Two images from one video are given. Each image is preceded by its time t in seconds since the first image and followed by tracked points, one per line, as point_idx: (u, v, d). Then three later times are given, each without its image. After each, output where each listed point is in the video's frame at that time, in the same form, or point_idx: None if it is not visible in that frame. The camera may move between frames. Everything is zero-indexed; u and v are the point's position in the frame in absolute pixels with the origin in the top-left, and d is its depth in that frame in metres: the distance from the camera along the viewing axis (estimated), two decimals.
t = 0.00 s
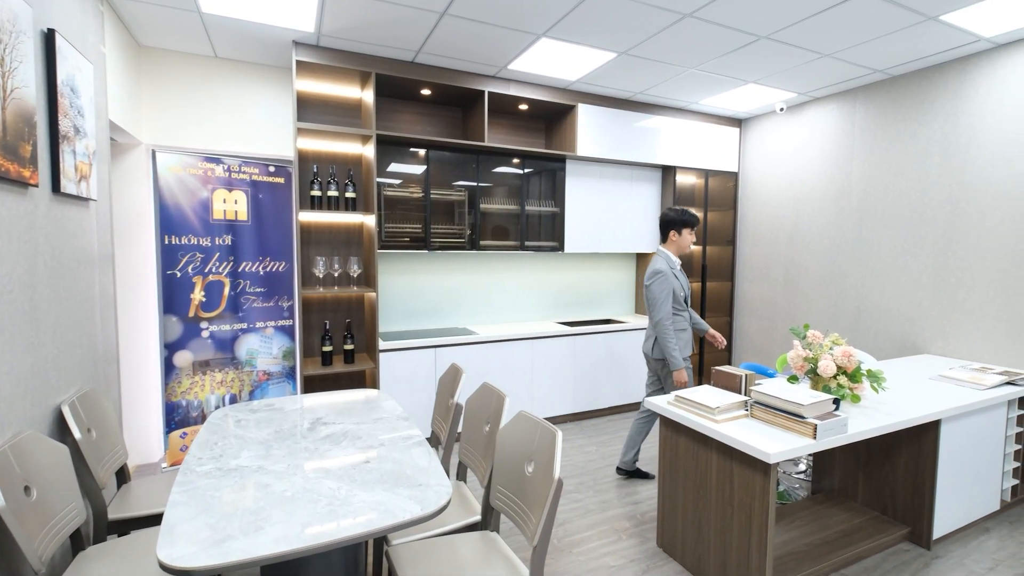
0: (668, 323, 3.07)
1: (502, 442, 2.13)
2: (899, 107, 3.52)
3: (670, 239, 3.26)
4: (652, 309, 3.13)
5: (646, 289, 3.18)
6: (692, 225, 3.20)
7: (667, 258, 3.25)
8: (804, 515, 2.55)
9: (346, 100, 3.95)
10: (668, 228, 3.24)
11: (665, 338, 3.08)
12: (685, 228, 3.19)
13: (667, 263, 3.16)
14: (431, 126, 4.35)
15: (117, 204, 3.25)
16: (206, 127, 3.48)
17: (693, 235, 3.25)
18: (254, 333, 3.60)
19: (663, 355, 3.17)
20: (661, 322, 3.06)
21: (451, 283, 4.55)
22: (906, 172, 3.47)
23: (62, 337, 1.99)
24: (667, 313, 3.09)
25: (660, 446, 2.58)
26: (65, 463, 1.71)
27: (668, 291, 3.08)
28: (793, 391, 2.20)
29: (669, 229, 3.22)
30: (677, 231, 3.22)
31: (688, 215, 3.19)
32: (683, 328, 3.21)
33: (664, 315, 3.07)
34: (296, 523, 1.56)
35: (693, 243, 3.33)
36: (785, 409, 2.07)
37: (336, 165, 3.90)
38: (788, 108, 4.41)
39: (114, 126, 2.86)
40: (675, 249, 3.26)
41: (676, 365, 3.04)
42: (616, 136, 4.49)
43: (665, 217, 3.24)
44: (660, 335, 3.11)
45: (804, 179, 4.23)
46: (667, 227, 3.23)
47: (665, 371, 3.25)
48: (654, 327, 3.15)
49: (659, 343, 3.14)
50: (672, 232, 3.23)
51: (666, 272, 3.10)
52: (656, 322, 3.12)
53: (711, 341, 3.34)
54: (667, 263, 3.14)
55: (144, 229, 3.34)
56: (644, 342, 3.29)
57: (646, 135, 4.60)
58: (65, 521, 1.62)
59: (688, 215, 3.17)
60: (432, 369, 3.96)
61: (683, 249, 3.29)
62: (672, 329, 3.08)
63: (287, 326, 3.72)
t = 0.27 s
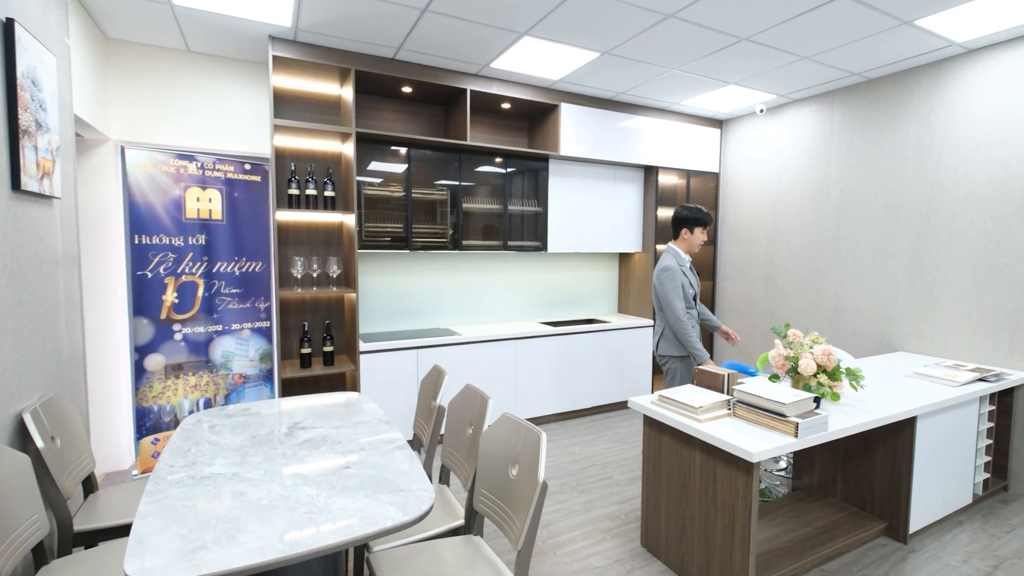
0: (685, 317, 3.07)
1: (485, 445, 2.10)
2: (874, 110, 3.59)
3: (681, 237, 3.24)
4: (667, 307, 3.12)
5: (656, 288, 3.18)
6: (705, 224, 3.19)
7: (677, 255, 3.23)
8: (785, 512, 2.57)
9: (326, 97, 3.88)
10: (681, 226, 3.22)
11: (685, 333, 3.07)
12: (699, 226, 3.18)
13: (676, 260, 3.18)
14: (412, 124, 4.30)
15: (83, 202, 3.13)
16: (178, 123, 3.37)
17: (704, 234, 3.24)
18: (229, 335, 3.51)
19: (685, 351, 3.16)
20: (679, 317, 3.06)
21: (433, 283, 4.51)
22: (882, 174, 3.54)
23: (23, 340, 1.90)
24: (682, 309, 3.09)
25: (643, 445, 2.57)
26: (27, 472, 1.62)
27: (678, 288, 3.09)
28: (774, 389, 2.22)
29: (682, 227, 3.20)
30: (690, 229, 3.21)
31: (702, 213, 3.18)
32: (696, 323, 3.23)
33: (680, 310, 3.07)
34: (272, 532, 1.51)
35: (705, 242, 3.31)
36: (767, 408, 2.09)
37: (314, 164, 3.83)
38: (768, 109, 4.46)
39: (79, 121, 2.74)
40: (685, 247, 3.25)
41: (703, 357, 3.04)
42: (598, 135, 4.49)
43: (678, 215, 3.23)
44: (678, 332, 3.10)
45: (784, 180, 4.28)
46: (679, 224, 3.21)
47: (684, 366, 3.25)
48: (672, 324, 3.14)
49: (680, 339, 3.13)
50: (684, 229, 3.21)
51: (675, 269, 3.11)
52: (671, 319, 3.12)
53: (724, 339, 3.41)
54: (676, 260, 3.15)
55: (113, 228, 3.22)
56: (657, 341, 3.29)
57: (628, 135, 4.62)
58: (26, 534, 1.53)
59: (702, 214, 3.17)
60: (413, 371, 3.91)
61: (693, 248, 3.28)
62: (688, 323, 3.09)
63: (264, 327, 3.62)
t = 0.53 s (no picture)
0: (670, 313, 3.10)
1: (470, 448, 2.07)
2: (851, 112, 3.65)
3: (683, 236, 3.22)
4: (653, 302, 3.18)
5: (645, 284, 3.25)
6: (707, 226, 3.12)
7: (675, 254, 3.24)
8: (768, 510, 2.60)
9: (303, 94, 3.79)
10: (683, 226, 3.19)
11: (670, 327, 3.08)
12: (699, 228, 3.12)
13: (668, 257, 3.22)
14: (393, 122, 4.24)
15: (45, 199, 2.99)
16: (148, 118, 3.26)
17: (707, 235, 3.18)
18: (204, 337, 3.40)
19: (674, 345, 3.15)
20: (661, 310, 3.09)
21: (415, 283, 4.45)
22: (859, 175, 3.60)
23: None
24: (666, 304, 3.12)
25: (629, 446, 2.57)
26: None
27: (663, 283, 3.14)
28: (757, 388, 2.23)
29: (684, 227, 3.16)
30: (691, 230, 3.17)
31: (704, 215, 3.10)
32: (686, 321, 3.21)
33: (665, 306, 3.11)
34: (249, 543, 1.45)
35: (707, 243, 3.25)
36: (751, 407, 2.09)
37: (292, 161, 3.76)
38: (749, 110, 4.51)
39: (42, 115, 2.62)
40: (686, 246, 3.23)
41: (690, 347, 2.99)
42: (581, 135, 4.49)
43: (681, 215, 3.18)
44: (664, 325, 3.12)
45: (764, 181, 4.33)
46: (681, 225, 3.18)
47: (674, 364, 3.25)
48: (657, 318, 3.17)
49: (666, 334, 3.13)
50: (685, 230, 3.17)
51: (666, 267, 3.17)
52: (658, 316, 3.16)
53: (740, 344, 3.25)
54: (668, 257, 3.20)
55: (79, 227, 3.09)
56: (648, 338, 3.33)
57: (611, 134, 4.62)
58: None
59: (704, 215, 3.09)
60: (396, 372, 3.86)
61: (695, 248, 3.25)
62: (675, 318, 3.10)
63: (240, 329, 3.52)
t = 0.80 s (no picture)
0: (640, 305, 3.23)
1: (456, 452, 2.03)
2: (830, 114, 3.71)
3: (684, 237, 3.22)
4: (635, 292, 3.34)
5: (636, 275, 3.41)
6: (707, 229, 3.10)
7: (672, 253, 3.28)
8: (752, 507, 2.61)
9: (280, 89, 3.71)
10: (684, 227, 3.19)
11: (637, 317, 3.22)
12: (699, 230, 3.10)
13: (659, 254, 3.32)
14: (374, 119, 4.18)
15: (5, 197, 2.84)
16: (117, 113, 3.14)
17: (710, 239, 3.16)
18: (177, 340, 3.28)
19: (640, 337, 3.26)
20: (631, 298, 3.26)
21: (397, 283, 4.38)
22: (837, 175, 3.67)
23: None
24: (641, 294, 3.26)
25: (615, 446, 2.55)
26: None
27: (645, 275, 3.27)
28: (742, 387, 2.24)
29: (686, 228, 3.16)
30: (692, 232, 3.16)
31: (704, 217, 3.09)
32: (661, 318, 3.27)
33: (639, 297, 3.25)
34: (226, 556, 1.39)
35: (708, 247, 3.22)
36: (736, 406, 2.10)
37: (269, 159, 3.69)
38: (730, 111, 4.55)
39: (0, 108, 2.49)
40: (686, 248, 3.23)
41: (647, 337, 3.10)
42: (565, 134, 4.47)
43: (683, 216, 3.20)
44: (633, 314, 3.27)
45: (745, 181, 4.38)
46: (682, 225, 3.19)
47: (647, 358, 3.31)
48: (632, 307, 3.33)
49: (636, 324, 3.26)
50: (686, 231, 3.18)
51: (653, 263, 3.29)
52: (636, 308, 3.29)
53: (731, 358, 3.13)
54: (661, 253, 3.28)
55: (42, 226, 2.95)
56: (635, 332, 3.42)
57: (594, 134, 4.62)
58: None
59: (704, 218, 3.08)
60: (377, 374, 3.79)
61: (694, 251, 3.23)
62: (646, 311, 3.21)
63: (215, 332, 3.41)
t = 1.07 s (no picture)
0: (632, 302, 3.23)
1: (443, 456, 1.99)
2: (810, 115, 3.76)
3: (673, 236, 3.22)
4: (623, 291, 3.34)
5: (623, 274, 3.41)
6: (694, 229, 3.10)
7: (660, 252, 3.28)
8: (738, 505, 2.63)
9: (257, 85, 3.62)
10: (673, 225, 3.19)
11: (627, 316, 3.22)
12: (686, 229, 3.10)
13: (646, 253, 3.33)
14: (355, 117, 4.11)
15: None
16: (86, 108, 3.03)
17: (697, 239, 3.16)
18: (150, 344, 3.16)
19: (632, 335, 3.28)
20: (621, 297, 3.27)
21: (380, 283, 4.32)
22: (818, 176, 3.72)
23: None
24: (630, 294, 3.27)
25: (602, 447, 2.54)
26: None
27: (632, 274, 3.28)
28: (728, 385, 2.25)
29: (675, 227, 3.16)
30: (680, 231, 3.16)
31: (692, 217, 3.09)
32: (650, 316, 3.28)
33: (628, 295, 3.25)
34: (204, 569, 1.33)
35: (696, 247, 3.21)
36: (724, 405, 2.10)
37: (247, 157, 3.61)
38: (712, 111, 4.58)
39: None
40: (674, 248, 3.23)
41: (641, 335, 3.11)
42: (548, 133, 4.46)
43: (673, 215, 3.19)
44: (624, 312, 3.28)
45: (728, 180, 4.42)
46: (671, 224, 3.19)
47: (634, 356, 3.33)
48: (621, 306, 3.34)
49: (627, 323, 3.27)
50: (673, 230, 3.18)
51: (641, 261, 3.31)
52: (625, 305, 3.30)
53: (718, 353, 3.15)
54: (649, 252, 3.30)
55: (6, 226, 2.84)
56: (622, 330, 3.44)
57: (577, 133, 4.62)
58: None
59: (692, 219, 3.07)
60: (360, 377, 3.73)
61: (682, 250, 3.23)
62: (636, 309, 3.22)
63: (191, 335, 3.28)
